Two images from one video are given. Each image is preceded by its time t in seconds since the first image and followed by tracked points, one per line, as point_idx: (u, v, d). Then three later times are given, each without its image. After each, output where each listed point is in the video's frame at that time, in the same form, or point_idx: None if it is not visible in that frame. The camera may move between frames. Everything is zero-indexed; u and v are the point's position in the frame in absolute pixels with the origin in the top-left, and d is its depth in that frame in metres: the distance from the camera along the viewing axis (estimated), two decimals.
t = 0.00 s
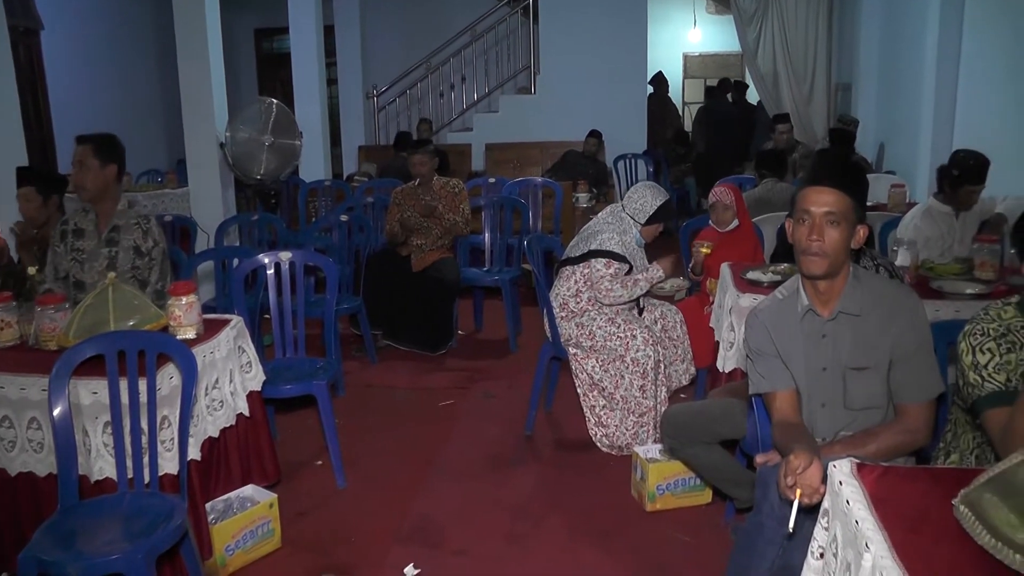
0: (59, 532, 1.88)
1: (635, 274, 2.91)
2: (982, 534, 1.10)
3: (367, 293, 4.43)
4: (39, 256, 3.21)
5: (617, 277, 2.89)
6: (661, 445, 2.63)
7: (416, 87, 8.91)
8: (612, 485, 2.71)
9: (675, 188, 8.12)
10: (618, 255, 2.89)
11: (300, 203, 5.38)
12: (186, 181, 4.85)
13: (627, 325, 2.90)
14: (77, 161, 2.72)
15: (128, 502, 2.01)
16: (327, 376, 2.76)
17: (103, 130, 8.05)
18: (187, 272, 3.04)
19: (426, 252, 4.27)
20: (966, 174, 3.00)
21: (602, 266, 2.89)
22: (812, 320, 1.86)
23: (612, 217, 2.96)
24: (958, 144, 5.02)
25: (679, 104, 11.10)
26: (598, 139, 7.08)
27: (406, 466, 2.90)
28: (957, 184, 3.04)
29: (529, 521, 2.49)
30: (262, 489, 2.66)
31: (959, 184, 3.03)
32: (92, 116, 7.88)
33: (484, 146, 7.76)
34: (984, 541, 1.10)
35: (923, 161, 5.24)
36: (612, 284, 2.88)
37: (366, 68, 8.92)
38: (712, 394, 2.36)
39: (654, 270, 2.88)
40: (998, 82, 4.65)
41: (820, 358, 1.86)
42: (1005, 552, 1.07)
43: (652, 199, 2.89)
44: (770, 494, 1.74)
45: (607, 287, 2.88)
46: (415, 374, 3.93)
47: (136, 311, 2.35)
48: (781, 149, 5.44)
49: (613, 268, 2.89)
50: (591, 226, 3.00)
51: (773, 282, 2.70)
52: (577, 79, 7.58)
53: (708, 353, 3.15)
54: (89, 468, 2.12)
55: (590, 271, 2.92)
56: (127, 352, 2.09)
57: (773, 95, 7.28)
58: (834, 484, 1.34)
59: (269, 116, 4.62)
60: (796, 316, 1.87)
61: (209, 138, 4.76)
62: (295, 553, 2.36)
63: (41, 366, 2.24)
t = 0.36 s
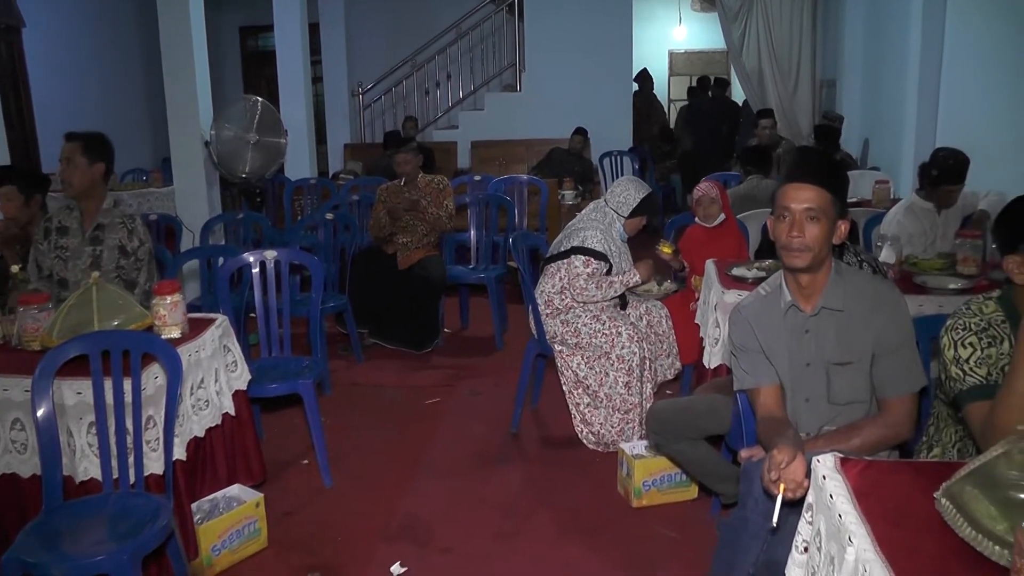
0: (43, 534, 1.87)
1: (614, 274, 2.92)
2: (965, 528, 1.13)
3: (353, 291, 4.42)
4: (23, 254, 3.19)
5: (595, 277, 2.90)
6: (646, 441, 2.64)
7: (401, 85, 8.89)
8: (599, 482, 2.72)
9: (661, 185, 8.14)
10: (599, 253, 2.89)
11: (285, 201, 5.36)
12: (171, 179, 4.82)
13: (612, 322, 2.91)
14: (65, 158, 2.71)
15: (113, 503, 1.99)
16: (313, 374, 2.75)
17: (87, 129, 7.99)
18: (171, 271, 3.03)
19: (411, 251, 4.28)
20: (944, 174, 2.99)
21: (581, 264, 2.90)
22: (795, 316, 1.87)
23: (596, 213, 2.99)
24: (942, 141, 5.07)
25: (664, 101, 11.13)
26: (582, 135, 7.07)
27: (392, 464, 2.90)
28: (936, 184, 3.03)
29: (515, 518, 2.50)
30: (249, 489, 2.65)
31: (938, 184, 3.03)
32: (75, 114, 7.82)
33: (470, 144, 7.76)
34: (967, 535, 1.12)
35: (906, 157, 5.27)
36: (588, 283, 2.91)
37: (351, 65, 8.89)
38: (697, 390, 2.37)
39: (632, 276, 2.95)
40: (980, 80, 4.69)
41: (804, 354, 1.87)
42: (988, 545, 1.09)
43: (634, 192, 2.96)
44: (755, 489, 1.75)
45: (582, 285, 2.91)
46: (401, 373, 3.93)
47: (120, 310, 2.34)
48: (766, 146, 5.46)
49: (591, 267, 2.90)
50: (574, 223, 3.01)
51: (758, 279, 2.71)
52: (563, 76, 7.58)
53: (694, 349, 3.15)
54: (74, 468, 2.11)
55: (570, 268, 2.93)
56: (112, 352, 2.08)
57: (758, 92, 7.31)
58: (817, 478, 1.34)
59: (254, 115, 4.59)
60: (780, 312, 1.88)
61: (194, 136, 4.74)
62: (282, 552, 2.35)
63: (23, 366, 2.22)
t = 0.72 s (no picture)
0: (25, 536, 1.85)
1: (597, 275, 2.94)
2: (947, 523, 1.14)
3: (339, 291, 4.41)
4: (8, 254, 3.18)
5: (579, 278, 2.92)
6: (632, 439, 2.64)
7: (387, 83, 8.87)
8: (585, 480, 2.72)
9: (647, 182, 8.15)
10: (581, 252, 2.90)
11: (271, 199, 5.34)
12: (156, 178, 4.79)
13: (598, 320, 2.92)
14: (50, 157, 2.69)
15: (97, 504, 1.98)
16: (298, 373, 2.75)
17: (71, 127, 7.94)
18: (156, 271, 3.00)
19: (396, 250, 4.28)
20: (920, 169, 3.04)
21: (565, 263, 2.90)
22: (780, 313, 1.88)
23: (577, 210, 3.00)
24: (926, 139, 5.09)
25: (650, 99, 11.15)
26: (569, 132, 7.03)
27: (378, 463, 2.90)
28: (914, 179, 3.08)
29: (501, 516, 2.50)
30: (234, 489, 2.64)
31: (917, 179, 3.07)
32: (60, 113, 7.77)
33: (455, 142, 7.75)
34: (950, 530, 1.13)
35: (890, 155, 5.30)
36: (573, 285, 2.92)
37: (336, 63, 8.86)
38: (682, 388, 2.37)
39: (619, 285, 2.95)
40: (965, 79, 4.71)
41: (788, 351, 1.88)
42: (970, 540, 1.10)
43: (615, 187, 2.99)
44: (739, 486, 1.76)
45: (566, 286, 2.91)
46: (387, 371, 3.92)
47: (104, 310, 2.32)
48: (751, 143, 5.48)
49: (575, 267, 2.91)
50: (558, 220, 3.01)
51: (743, 276, 2.72)
52: (549, 74, 7.58)
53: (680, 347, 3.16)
54: (57, 470, 2.10)
55: (553, 268, 2.94)
56: (95, 352, 2.06)
57: (744, 90, 7.34)
58: (801, 474, 1.34)
59: (239, 113, 4.57)
60: (764, 309, 1.89)
61: (178, 134, 4.71)
62: (268, 552, 2.34)
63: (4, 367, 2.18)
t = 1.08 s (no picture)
0: (6, 538, 1.84)
1: (577, 272, 2.95)
2: (928, 517, 1.14)
3: (324, 290, 4.39)
4: None
5: (560, 275, 2.93)
6: (617, 436, 2.65)
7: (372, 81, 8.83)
8: (570, 478, 2.72)
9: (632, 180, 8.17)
10: (561, 249, 2.92)
11: (255, 198, 5.31)
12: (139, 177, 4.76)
13: (581, 318, 2.92)
14: (31, 156, 2.68)
15: (79, 505, 1.97)
16: (283, 373, 2.73)
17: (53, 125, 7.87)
18: (139, 271, 2.99)
19: (381, 248, 4.27)
20: (892, 164, 3.11)
21: (546, 261, 2.92)
22: (762, 310, 1.89)
23: (557, 207, 3.00)
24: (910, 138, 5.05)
25: (636, 97, 11.17)
26: (553, 131, 7.10)
27: (363, 462, 2.90)
28: (888, 174, 3.14)
29: (486, 515, 2.50)
30: (219, 489, 2.64)
31: (889, 173, 3.13)
32: (42, 111, 7.70)
33: (441, 141, 7.73)
34: (930, 524, 1.13)
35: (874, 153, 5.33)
36: (554, 282, 2.93)
37: (321, 61, 8.82)
38: (667, 385, 2.38)
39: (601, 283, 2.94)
40: (951, 79, 4.72)
41: (771, 348, 1.89)
42: (950, 534, 1.11)
43: (594, 182, 2.97)
44: (722, 483, 1.77)
45: (547, 284, 2.93)
46: (372, 370, 3.91)
47: (85, 311, 2.30)
48: (735, 141, 5.50)
49: (556, 265, 2.92)
50: (540, 218, 3.01)
51: (726, 273, 2.73)
52: (534, 73, 7.58)
53: (665, 344, 3.17)
54: (39, 471, 2.09)
55: (534, 266, 2.95)
56: (76, 352, 2.05)
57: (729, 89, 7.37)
58: (784, 470, 1.35)
59: (223, 112, 4.54)
60: (746, 306, 1.90)
61: (162, 133, 4.68)
62: (253, 553, 2.34)
63: None
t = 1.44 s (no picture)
0: None
1: (555, 266, 2.94)
2: (907, 509, 1.15)
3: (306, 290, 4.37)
4: None
5: (537, 270, 2.92)
6: (599, 433, 2.65)
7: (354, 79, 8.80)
8: (553, 475, 2.73)
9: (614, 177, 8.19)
10: (538, 246, 2.92)
11: (236, 197, 5.28)
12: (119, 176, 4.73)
13: (563, 315, 2.92)
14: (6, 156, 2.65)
15: (58, 508, 1.95)
16: (264, 373, 2.72)
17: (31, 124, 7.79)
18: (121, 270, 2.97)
19: (362, 246, 4.26)
20: (868, 159, 3.13)
21: (523, 258, 2.91)
22: (742, 305, 1.89)
23: (534, 203, 3.01)
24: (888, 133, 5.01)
25: (617, 95, 11.20)
26: (535, 128, 7.10)
27: (345, 461, 2.89)
28: (863, 169, 3.16)
29: (469, 513, 2.50)
30: (201, 490, 2.62)
31: (863, 169, 3.16)
32: (20, 110, 7.62)
33: (423, 138, 7.72)
34: (909, 516, 1.14)
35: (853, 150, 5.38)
36: (531, 277, 2.92)
37: (302, 58, 8.78)
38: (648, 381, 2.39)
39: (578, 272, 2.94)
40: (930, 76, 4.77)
41: (751, 343, 1.90)
42: (928, 525, 1.12)
43: (572, 178, 2.99)
44: (703, 478, 1.77)
45: (524, 279, 2.92)
46: (354, 369, 3.90)
47: (64, 311, 2.28)
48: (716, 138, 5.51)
49: (534, 260, 2.92)
50: (517, 215, 3.01)
51: (708, 269, 2.73)
52: (516, 70, 7.58)
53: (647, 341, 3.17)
54: (17, 474, 2.07)
55: (511, 263, 2.95)
56: (55, 353, 2.03)
57: (710, 86, 7.41)
58: (765, 465, 1.36)
59: (202, 109, 4.51)
60: (727, 302, 1.91)
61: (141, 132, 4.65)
62: (235, 554, 2.32)
63: None
